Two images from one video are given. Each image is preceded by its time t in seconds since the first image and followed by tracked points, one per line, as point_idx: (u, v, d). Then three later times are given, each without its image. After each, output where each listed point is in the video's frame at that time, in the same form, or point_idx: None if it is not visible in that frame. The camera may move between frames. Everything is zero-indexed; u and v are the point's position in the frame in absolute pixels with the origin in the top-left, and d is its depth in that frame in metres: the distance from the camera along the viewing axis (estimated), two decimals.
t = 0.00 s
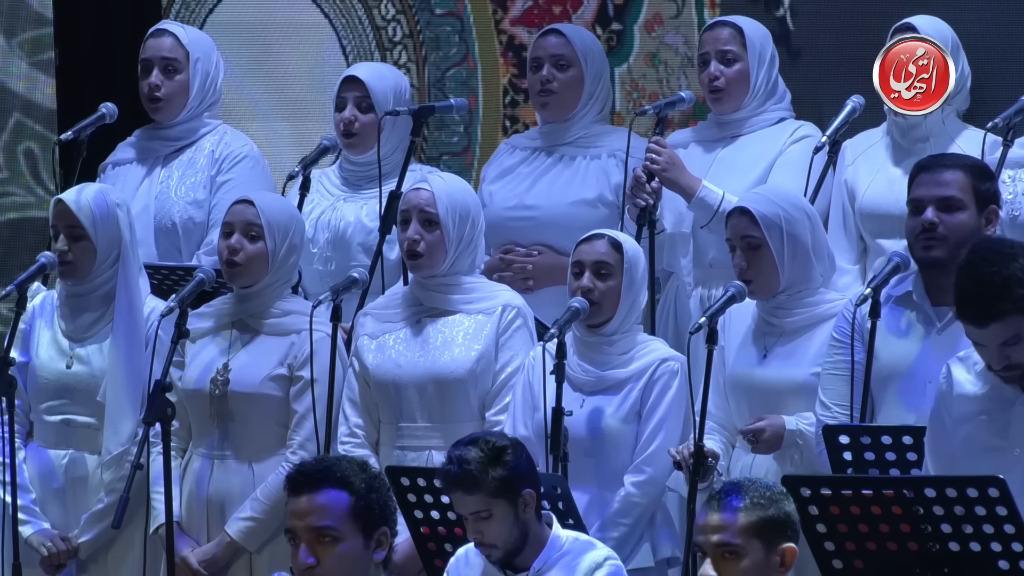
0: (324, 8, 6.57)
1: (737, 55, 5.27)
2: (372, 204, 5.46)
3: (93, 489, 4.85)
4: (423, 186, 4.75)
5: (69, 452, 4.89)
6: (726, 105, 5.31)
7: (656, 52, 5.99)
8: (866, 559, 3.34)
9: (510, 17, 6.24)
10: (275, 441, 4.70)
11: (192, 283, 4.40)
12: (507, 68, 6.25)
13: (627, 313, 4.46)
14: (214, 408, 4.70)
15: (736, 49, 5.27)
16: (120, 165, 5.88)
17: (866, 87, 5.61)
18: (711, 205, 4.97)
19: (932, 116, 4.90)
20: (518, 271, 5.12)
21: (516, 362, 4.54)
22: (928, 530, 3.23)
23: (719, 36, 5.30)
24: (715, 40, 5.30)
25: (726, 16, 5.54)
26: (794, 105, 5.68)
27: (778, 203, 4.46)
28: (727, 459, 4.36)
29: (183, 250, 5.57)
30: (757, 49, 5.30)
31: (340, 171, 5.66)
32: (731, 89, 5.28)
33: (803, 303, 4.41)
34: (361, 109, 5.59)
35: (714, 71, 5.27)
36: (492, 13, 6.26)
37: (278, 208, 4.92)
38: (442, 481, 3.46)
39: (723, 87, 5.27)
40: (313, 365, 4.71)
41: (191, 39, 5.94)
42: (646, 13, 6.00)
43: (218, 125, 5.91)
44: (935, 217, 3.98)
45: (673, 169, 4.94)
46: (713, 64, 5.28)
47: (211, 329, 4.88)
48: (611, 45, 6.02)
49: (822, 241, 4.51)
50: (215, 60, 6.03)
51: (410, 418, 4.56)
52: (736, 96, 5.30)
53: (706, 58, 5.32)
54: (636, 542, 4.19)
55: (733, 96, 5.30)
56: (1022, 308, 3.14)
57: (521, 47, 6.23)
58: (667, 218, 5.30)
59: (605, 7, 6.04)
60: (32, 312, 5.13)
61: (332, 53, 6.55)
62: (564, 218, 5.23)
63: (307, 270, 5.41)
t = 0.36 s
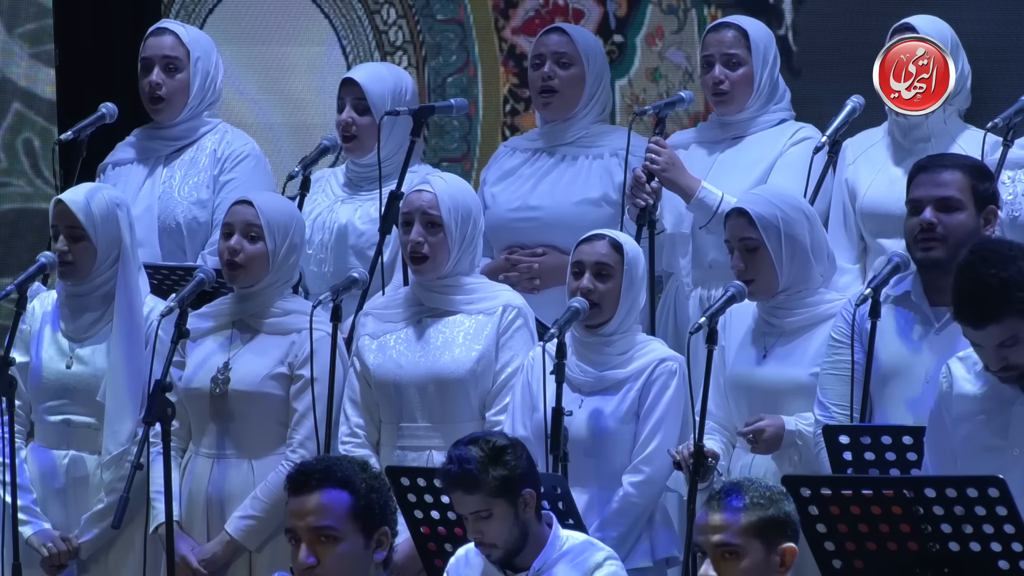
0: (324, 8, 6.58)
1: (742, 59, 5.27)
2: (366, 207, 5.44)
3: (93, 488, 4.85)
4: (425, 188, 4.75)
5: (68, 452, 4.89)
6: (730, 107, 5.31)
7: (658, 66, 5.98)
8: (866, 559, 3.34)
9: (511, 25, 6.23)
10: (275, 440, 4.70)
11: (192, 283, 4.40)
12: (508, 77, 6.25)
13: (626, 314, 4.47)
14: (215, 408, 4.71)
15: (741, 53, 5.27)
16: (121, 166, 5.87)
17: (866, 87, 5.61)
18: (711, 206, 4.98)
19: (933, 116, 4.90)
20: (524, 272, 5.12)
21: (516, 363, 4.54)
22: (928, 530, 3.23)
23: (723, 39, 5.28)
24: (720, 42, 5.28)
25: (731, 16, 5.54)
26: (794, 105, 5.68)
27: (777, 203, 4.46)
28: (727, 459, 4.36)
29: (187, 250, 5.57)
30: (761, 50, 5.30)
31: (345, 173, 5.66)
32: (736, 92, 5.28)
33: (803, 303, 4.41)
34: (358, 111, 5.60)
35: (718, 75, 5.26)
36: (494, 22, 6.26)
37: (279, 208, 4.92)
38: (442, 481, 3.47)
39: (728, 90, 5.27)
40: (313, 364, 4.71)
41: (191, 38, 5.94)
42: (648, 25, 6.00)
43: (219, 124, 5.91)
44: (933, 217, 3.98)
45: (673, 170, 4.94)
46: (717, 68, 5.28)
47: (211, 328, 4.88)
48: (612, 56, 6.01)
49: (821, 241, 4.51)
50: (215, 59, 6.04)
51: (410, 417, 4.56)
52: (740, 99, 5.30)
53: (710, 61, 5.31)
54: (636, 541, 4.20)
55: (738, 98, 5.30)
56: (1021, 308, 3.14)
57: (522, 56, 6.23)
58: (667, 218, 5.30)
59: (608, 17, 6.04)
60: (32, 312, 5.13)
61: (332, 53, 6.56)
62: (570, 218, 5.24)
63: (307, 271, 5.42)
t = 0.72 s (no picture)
0: (324, 8, 6.58)
1: (742, 57, 5.27)
2: (372, 207, 5.44)
3: (91, 488, 4.85)
4: (425, 187, 4.74)
5: (68, 451, 4.90)
6: (728, 107, 5.32)
7: (658, 81, 5.96)
8: (866, 559, 3.34)
9: (512, 34, 6.23)
10: (275, 440, 4.70)
11: (192, 283, 4.40)
12: (509, 86, 6.24)
13: (626, 313, 4.47)
14: (215, 408, 4.71)
15: (742, 51, 5.27)
16: (123, 164, 5.88)
17: (866, 87, 5.61)
18: (710, 206, 4.98)
19: (933, 116, 4.90)
20: (524, 274, 5.13)
21: (517, 363, 4.54)
22: (928, 530, 3.23)
23: (725, 37, 5.28)
24: (722, 40, 5.28)
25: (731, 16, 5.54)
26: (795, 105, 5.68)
27: (777, 202, 4.46)
28: (727, 459, 4.36)
29: (188, 248, 5.57)
30: (761, 50, 5.30)
31: (348, 173, 5.66)
32: (735, 89, 5.28)
33: (803, 303, 4.41)
34: (360, 108, 5.59)
35: (718, 72, 5.26)
36: (496, 30, 6.25)
37: (281, 207, 4.93)
38: (442, 481, 3.46)
39: (727, 88, 5.27)
40: (313, 364, 4.71)
41: (192, 37, 5.94)
42: (650, 41, 5.97)
43: (220, 123, 5.91)
44: (933, 216, 3.98)
45: (672, 170, 4.95)
46: (717, 65, 5.27)
47: (211, 328, 4.88)
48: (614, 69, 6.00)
49: (822, 241, 4.51)
50: (217, 58, 6.04)
51: (411, 417, 4.56)
52: (739, 98, 5.30)
53: (710, 58, 5.31)
54: (636, 541, 4.19)
55: (737, 97, 5.30)
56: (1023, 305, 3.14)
57: (522, 65, 6.22)
58: (667, 218, 5.31)
59: (609, 29, 6.02)
60: (32, 312, 5.13)
61: (332, 53, 6.56)
62: (570, 218, 5.23)
63: (309, 271, 5.43)
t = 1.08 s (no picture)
0: (324, 8, 6.59)
1: (735, 58, 5.26)
2: (375, 206, 5.44)
3: (92, 488, 4.85)
4: (431, 185, 4.76)
5: (69, 451, 4.90)
6: (726, 108, 5.31)
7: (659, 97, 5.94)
8: (866, 559, 3.34)
9: (514, 44, 6.20)
10: (275, 441, 4.70)
11: (193, 283, 4.40)
12: (509, 94, 6.22)
13: (626, 312, 4.46)
14: (215, 408, 4.71)
15: (734, 52, 5.27)
16: (125, 163, 5.89)
17: (866, 87, 5.61)
18: (709, 207, 4.98)
19: (933, 116, 4.90)
20: (521, 274, 5.13)
21: (516, 363, 4.54)
22: (928, 530, 3.23)
23: (716, 40, 5.29)
24: (714, 43, 5.28)
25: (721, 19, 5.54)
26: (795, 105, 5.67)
27: (777, 202, 4.46)
28: (727, 459, 4.36)
29: (190, 247, 5.57)
30: (754, 49, 5.30)
31: (346, 174, 5.66)
32: (731, 91, 5.28)
33: (804, 303, 4.41)
34: (360, 108, 5.59)
35: (713, 75, 5.26)
36: (497, 38, 6.23)
37: (281, 207, 4.93)
38: (442, 481, 3.46)
39: (724, 90, 5.27)
40: (314, 364, 4.71)
41: (194, 36, 5.94)
42: (651, 55, 5.96)
43: (223, 122, 5.91)
44: (934, 217, 3.98)
45: (672, 169, 4.94)
46: (711, 68, 5.27)
47: (211, 328, 4.88)
48: (615, 83, 5.98)
49: (822, 241, 4.51)
50: (219, 57, 6.04)
51: (410, 417, 4.56)
52: (736, 99, 5.29)
53: (704, 62, 5.31)
54: (637, 541, 4.19)
55: (734, 99, 5.29)
56: None
57: (523, 75, 6.18)
58: (666, 218, 5.31)
59: (611, 43, 5.99)
60: (33, 312, 5.14)
61: (332, 53, 6.56)
62: (567, 219, 5.23)
63: (313, 271, 5.45)
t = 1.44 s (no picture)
0: (324, 8, 6.59)
1: (743, 64, 5.26)
2: (370, 207, 5.44)
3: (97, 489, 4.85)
4: (435, 184, 4.77)
5: (71, 451, 4.90)
6: (730, 110, 5.31)
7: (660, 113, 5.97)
8: (866, 559, 3.34)
9: (515, 54, 6.22)
10: (275, 441, 4.70)
11: (193, 283, 4.40)
12: (509, 104, 6.24)
13: (630, 314, 4.46)
14: (214, 408, 4.70)
15: (744, 59, 5.26)
16: (126, 163, 5.89)
17: (866, 87, 5.61)
18: (709, 207, 4.97)
19: (934, 116, 4.89)
20: (518, 271, 5.13)
21: (516, 363, 4.54)
22: (929, 530, 3.23)
23: (726, 43, 5.27)
24: (723, 46, 5.27)
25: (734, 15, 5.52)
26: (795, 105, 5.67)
27: (777, 202, 4.46)
28: (727, 459, 4.36)
29: (191, 247, 5.56)
30: (764, 54, 5.29)
31: (347, 176, 5.64)
32: (735, 95, 5.28)
33: (803, 302, 4.41)
34: (359, 109, 5.59)
35: (718, 79, 5.27)
36: (500, 50, 6.25)
37: (287, 209, 4.93)
38: (442, 481, 3.46)
39: (728, 94, 5.28)
40: (313, 364, 4.71)
41: (197, 36, 5.94)
42: (652, 72, 5.98)
43: (226, 122, 5.91)
44: (933, 219, 3.98)
45: (673, 170, 4.94)
46: (718, 72, 5.27)
47: (212, 328, 4.87)
48: (615, 97, 6.01)
49: (822, 240, 4.51)
50: (222, 58, 6.03)
51: (410, 417, 4.56)
52: (740, 103, 5.30)
53: (711, 63, 5.30)
54: (637, 542, 4.19)
55: (738, 102, 5.29)
56: None
57: (524, 86, 6.20)
58: (667, 218, 5.29)
59: (613, 58, 6.02)
60: (34, 312, 5.14)
61: (332, 53, 6.56)
62: (563, 219, 5.23)
63: (309, 271, 5.43)
